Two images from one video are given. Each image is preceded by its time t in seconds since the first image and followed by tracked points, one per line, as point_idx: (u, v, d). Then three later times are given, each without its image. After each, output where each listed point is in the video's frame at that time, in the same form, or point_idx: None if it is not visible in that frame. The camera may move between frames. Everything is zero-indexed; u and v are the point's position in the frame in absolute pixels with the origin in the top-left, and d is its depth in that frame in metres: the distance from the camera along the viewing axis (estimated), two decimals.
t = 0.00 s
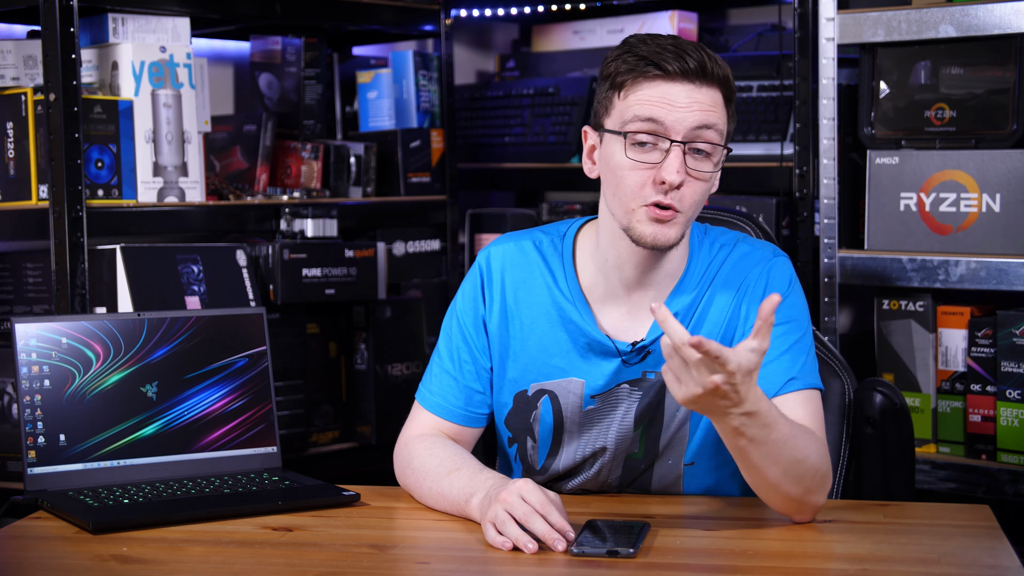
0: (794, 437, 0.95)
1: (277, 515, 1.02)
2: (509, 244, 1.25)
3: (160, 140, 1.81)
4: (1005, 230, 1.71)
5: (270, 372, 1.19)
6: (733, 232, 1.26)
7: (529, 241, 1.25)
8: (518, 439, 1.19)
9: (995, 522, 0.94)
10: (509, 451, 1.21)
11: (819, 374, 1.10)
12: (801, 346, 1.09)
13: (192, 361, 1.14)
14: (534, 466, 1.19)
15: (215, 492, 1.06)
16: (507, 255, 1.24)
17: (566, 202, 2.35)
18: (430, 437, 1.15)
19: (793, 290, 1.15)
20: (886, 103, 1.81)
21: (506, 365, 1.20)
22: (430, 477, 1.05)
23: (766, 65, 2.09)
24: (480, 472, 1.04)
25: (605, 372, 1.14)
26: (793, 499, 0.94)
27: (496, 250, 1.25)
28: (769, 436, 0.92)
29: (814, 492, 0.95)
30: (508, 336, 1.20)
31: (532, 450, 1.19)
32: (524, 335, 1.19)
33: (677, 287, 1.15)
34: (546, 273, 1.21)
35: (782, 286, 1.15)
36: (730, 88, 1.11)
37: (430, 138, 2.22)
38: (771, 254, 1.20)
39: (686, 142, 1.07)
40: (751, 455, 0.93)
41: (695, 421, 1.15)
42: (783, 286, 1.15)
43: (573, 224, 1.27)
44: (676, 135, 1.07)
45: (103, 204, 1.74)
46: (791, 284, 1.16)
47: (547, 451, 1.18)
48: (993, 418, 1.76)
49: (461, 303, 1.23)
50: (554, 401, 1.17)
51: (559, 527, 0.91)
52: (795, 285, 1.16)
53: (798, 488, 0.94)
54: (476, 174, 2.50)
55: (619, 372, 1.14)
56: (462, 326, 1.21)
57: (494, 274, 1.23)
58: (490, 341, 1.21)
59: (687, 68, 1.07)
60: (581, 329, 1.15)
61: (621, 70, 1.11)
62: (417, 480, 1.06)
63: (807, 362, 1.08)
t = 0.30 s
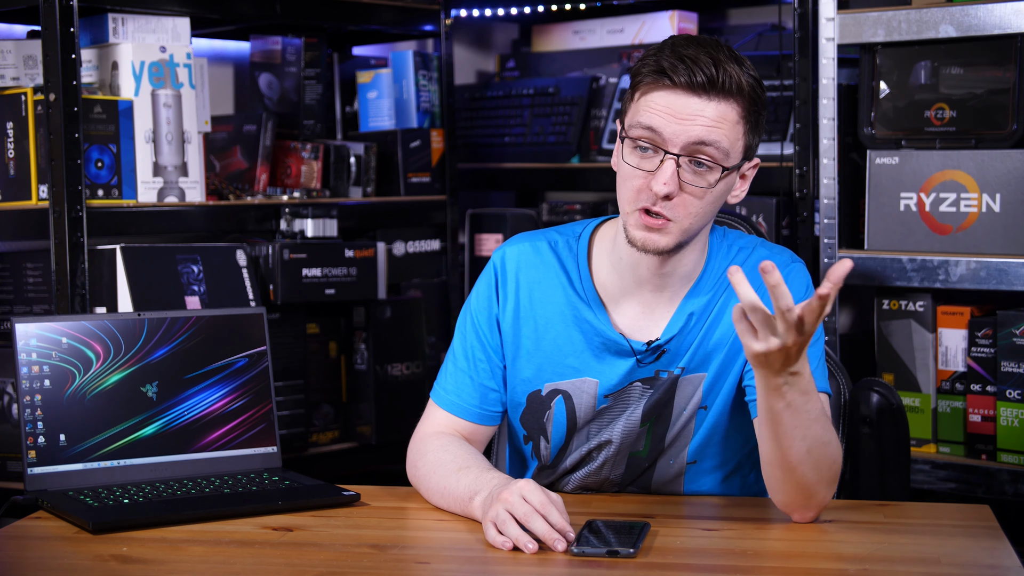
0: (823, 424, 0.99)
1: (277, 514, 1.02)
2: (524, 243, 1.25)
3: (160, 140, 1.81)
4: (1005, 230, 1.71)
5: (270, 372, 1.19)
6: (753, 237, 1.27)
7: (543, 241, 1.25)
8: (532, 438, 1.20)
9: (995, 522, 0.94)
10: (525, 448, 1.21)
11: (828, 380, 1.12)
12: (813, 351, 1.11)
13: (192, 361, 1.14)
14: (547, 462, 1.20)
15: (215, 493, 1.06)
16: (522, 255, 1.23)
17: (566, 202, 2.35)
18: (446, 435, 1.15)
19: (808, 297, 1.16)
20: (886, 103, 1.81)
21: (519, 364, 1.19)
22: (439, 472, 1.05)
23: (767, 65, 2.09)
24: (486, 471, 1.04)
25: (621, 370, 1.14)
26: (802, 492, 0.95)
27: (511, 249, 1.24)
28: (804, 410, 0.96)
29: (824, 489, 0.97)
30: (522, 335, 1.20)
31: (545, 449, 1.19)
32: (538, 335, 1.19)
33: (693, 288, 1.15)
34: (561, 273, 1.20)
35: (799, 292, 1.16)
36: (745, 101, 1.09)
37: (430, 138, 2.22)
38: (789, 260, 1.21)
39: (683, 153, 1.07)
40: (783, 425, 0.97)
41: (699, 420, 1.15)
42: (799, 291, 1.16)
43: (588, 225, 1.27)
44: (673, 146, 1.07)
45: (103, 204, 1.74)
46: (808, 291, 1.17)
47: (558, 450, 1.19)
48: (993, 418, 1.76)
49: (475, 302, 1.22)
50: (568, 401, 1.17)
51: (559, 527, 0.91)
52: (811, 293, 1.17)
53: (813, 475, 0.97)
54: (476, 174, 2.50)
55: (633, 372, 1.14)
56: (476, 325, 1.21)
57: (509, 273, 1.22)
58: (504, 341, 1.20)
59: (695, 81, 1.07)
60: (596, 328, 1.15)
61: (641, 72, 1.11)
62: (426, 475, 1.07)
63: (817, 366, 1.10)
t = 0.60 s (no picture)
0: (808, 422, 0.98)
1: (278, 514, 1.02)
2: (523, 246, 1.25)
3: (160, 140, 1.81)
4: (1005, 230, 1.71)
5: (270, 372, 1.19)
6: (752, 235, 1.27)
7: (543, 243, 1.25)
8: (534, 441, 1.19)
9: (995, 522, 0.94)
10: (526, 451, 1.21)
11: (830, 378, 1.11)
12: (815, 349, 1.10)
13: (193, 361, 1.14)
14: (548, 464, 1.20)
15: (215, 493, 1.06)
16: (522, 258, 1.23)
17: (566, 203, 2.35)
18: (443, 436, 1.15)
19: (808, 296, 1.16)
20: (886, 103, 1.81)
21: (519, 367, 1.20)
22: (437, 473, 1.05)
23: (767, 65, 2.09)
24: (485, 471, 1.04)
25: (622, 372, 1.14)
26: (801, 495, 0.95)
27: (510, 251, 1.25)
28: (787, 413, 0.95)
29: (822, 491, 0.96)
30: (522, 337, 1.20)
31: (547, 452, 1.19)
32: (538, 337, 1.19)
33: (694, 287, 1.15)
34: (561, 274, 1.20)
35: (799, 290, 1.16)
36: (739, 89, 1.11)
37: (430, 138, 2.22)
38: (788, 259, 1.21)
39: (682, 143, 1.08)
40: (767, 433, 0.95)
41: (700, 419, 1.15)
42: (799, 290, 1.16)
43: (588, 226, 1.26)
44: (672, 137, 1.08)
45: (103, 204, 1.74)
46: (808, 291, 1.17)
47: (560, 452, 1.19)
48: (993, 418, 1.76)
49: (473, 304, 1.22)
50: (570, 403, 1.17)
51: (559, 527, 0.91)
52: (811, 292, 1.17)
53: (808, 477, 0.96)
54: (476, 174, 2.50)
55: (635, 373, 1.14)
56: (474, 328, 1.21)
57: (508, 276, 1.22)
58: (504, 343, 1.20)
59: (689, 71, 1.09)
60: (597, 330, 1.15)
61: (634, 68, 1.13)
62: (423, 477, 1.07)
63: (818, 364, 1.09)
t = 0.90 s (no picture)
0: (797, 403, 0.98)
1: (278, 514, 1.02)
2: (516, 248, 1.25)
3: (160, 140, 1.81)
4: (1005, 230, 1.71)
5: (270, 372, 1.19)
6: (740, 234, 1.27)
7: (536, 245, 1.25)
8: (526, 444, 1.19)
9: (994, 522, 0.94)
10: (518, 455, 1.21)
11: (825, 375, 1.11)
12: (808, 348, 1.10)
13: (193, 361, 1.14)
14: (543, 469, 1.20)
15: (215, 493, 1.06)
16: (515, 260, 1.24)
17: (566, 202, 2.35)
18: (432, 437, 1.15)
19: (799, 293, 1.16)
20: (886, 103, 1.81)
21: (511, 369, 1.20)
22: (431, 477, 1.05)
23: (766, 65, 2.09)
24: (482, 471, 1.04)
25: (615, 376, 1.14)
26: (793, 483, 0.96)
27: (503, 254, 1.25)
28: (769, 388, 0.95)
29: (815, 479, 0.97)
30: (514, 340, 1.20)
31: (540, 454, 1.19)
32: (531, 340, 1.19)
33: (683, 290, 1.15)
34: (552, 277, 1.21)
35: (789, 288, 1.16)
36: (693, 86, 1.10)
37: (430, 138, 2.22)
38: (778, 256, 1.20)
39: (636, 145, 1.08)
40: (751, 411, 0.96)
41: (696, 422, 1.15)
42: (789, 287, 1.16)
43: (580, 229, 1.26)
44: (625, 140, 1.08)
45: (103, 204, 1.74)
46: (798, 286, 1.17)
47: (554, 456, 1.19)
48: (993, 418, 1.77)
49: (467, 305, 1.22)
50: (562, 406, 1.17)
51: (559, 527, 0.91)
52: (801, 287, 1.17)
53: (798, 463, 0.97)
54: (476, 174, 2.50)
55: (627, 377, 1.14)
56: (467, 330, 1.21)
57: (501, 278, 1.23)
58: (496, 346, 1.20)
59: (637, 74, 1.08)
60: (589, 334, 1.15)
61: (591, 77, 1.14)
62: (418, 481, 1.06)
63: (813, 363, 1.09)
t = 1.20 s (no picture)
0: (799, 396, 0.99)
1: (278, 514, 1.02)
2: (512, 249, 1.25)
3: (160, 140, 1.81)
4: (1005, 230, 1.71)
5: (270, 371, 1.19)
6: (734, 232, 1.27)
7: (531, 247, 1.25)
8: (520, 445, 1.19)
9: (994, 522, 0.94)
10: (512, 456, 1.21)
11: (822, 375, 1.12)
12: (805, 348, 1.10)
13: (193, 361, 1.14)
14: (539, 471, 1.20)
15: (216, 493, 1.06)
16: (509, 260, 1.24)
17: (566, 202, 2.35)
18: (428, 437, 1.15)
19: (794, 293, 1.16)
20: (886, 103, 1.81)
21: (506, 370, 1.20)
22: (429, 478, 1.05)
23: (766, 65, 2.09)
24: (480, 472, 1.04)
25: (610, 378, 1.14)
26: (792, 477, 0.97)
27: (498, 254, 1.25)
28: (772, 375, 0.97)
29: (814, 474, 0.97)
30: (510, 342, 1.20)
31: (535, 455, 1.19)
32: (527, 341, 1.19)
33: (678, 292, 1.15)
34: (548, 278, 1.21)
35: (784, 287, 1.16)
36: (681, 95, 1.08)
37: (430, 138, 2.22)
38: (772, 255, 1.20)
39: (632, 161, 1.06)
40: (752, 399, 0.98)
41: (696, 424, 1.16)
42: (785, 286, 1.16)
43: (575, 230, 1.27)
44: (621, 158, 1.07)
45: (103, 204, 1.74)
46: (793, 286, 1.17)
47: (549, 458, 1.18)
48: (993, 418, 1.76)
49: (462, 306, 1.22)
50: (557, 407, 1.17)
51: (559, 527, 0.91)
52: (797, 286, 1.17)
53: (797, 456, 0.98)
54: (476, 174, 2.50)
55: (622, 380, 1.14)
56: (462, 331, 1.21)
57: (496, 279, 1.23)
58: (491, 347, 1.20)
59: (627, 90, 1.06)
60: (584, 336, 1.15)
61: (574, 95, 1.11)
62: (416, 483, 1.06)
63: (810, 364, 1.10)
